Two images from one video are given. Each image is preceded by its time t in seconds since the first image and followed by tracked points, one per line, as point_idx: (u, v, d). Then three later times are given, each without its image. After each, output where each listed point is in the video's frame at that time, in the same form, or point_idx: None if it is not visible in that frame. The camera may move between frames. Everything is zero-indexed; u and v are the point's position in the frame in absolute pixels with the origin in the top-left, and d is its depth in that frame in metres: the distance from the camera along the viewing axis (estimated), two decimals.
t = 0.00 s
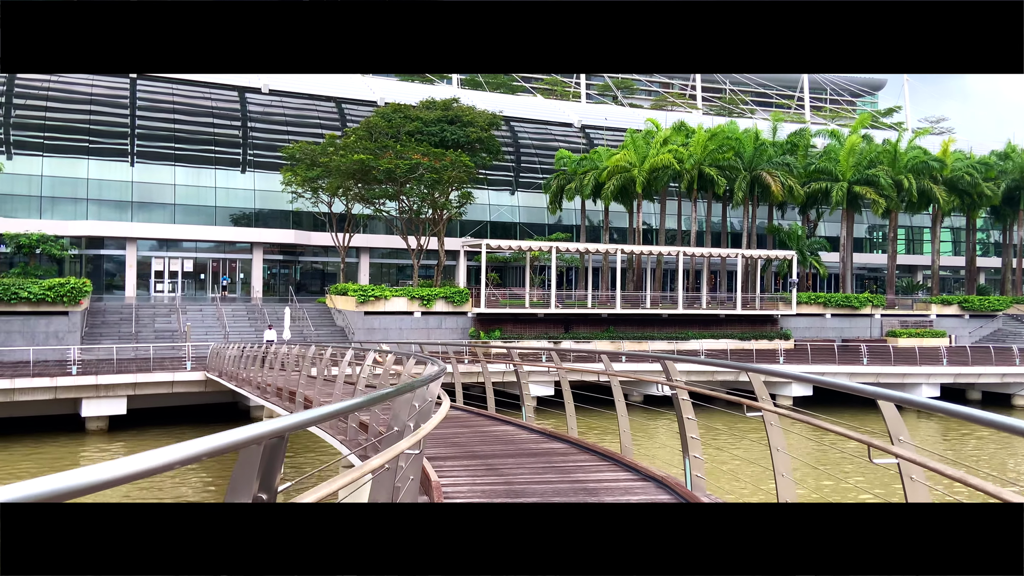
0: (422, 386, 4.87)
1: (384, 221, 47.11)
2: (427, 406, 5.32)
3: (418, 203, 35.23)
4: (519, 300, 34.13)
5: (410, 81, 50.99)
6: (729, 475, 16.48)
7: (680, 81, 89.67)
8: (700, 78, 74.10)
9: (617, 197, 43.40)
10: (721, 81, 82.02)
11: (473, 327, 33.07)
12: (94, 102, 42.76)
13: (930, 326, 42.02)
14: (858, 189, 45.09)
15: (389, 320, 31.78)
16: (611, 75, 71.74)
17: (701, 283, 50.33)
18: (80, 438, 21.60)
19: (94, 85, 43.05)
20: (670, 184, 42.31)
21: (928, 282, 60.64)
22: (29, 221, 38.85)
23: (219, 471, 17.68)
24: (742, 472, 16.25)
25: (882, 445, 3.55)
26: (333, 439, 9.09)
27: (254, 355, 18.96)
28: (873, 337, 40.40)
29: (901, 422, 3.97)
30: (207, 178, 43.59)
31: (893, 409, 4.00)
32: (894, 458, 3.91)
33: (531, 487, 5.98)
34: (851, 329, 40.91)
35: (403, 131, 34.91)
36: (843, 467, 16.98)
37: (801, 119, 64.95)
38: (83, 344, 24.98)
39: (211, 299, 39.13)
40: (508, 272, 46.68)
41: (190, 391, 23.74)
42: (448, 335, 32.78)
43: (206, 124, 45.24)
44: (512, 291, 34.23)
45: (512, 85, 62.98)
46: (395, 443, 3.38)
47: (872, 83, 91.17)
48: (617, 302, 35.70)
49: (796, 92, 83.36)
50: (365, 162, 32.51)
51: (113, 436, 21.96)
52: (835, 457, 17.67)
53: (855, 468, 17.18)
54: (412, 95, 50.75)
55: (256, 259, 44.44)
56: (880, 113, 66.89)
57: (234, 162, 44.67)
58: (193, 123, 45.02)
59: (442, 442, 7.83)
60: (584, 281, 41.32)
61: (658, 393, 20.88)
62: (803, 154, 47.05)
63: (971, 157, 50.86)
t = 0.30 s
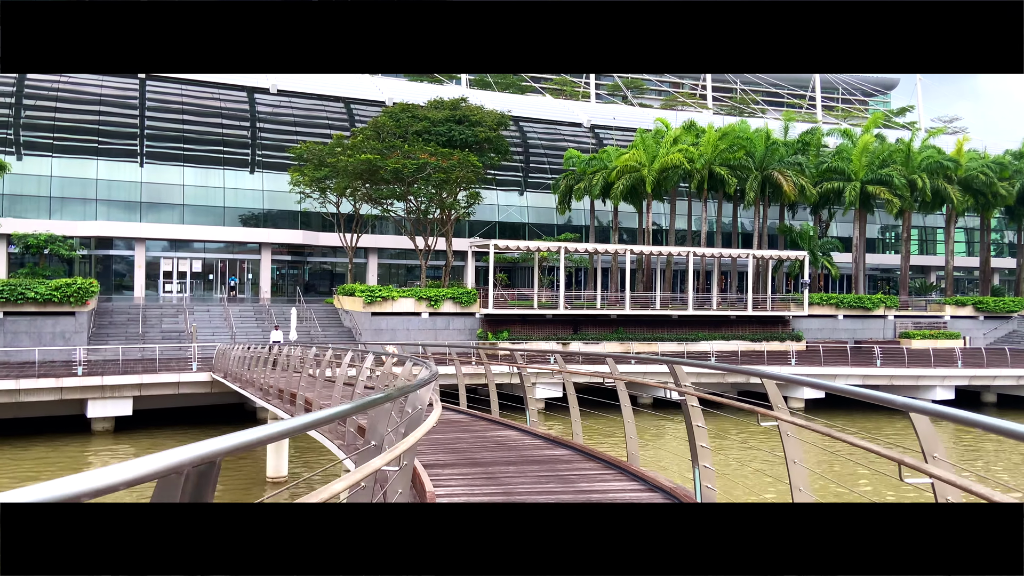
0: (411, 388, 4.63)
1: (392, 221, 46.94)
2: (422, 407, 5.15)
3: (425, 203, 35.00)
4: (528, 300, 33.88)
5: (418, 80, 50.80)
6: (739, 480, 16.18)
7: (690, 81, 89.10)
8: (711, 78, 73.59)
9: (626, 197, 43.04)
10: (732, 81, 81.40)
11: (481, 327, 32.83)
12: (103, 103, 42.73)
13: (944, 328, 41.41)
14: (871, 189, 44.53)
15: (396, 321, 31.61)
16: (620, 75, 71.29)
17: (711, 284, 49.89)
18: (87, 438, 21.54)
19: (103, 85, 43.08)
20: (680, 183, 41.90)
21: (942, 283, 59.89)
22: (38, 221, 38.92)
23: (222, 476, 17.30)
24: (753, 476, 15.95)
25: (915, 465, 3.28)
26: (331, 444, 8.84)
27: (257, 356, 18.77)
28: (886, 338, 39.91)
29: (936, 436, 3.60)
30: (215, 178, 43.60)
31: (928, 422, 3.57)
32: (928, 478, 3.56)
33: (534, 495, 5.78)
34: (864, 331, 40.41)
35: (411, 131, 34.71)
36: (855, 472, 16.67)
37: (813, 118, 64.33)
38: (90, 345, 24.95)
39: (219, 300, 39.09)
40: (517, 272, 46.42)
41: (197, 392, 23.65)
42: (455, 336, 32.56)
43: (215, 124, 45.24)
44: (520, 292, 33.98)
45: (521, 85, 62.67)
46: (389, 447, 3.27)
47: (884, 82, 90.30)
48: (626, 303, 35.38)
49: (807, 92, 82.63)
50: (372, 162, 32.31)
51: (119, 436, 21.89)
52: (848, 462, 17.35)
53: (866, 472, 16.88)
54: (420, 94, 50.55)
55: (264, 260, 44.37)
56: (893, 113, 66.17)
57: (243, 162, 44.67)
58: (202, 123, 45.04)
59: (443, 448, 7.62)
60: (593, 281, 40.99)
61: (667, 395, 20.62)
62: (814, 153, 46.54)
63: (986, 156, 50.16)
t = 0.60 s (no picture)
0: (405, 389, 4.43)
1: (402, 221, 46.77)
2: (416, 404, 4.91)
3: (435, 202, 34.80)
4: (539, 301, 33.62)
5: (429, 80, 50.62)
6: (753, 484, 15.85)
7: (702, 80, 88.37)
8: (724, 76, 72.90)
9: (639, 196, 42.64)
10: (745, 80, 80.65)
11: (491, 327, 32.61)
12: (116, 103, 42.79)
13: (961, 328, 40.73)
14: (887, 188, 43.89)
15: (406, 321, 31.44)
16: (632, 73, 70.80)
17: (723, 284, 49.41)
18: (96, 438, 21.48)
19: (115, 85, 43.19)
20: (693, 182, 41.44)
21: (958, 283, 59.07)
22: (51, 221, 39.05)
23: (228, 476, 17.10)
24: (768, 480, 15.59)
25: (961, 481, 3.13)
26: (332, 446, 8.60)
27: (264, 356, 18.65)
28: (903, 339, 39.33)
29: (984, 449, 3.38)
30: (226, 178, 43.64)
31: (974, 431, 3.39)
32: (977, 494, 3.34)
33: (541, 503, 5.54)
34: (880, 331, 39.84)
35: (421, 130, 34.52)
36: (868, 477, 16.33)
37: (828, 116, 63.56)
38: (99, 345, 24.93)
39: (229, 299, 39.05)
40: (527, 272, 46.14)
41: (206, 393, 23.53)
42: (465, 336, 32.33)
43: (226, 125, 45.26)
44: (531, 292, 33.72)
45: (532, 84, 62.32)
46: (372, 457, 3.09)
47: (900, 80, 89.19)
48: (638, 303, 35.00)
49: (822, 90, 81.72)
50: (382, 161, 32.10)
51: (128, 436, 21.83)
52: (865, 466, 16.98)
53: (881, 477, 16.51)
54: (431, 94, 50.36)
55: (275, 259, 44.36)
56: (909, 111, 65.35)
57: (254, 162, 44.71)
58: (214, 124, 45.09)
59: (447, 452, 7.37)
60: (605, 281, 40.64)
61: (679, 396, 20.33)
62: (829, 151, 45.97)
63: (1005, 154, 49.34)
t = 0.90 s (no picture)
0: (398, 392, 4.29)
1: (413, 222, 46.70)
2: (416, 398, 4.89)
3: (446, 202, 34.68)
4: (549, 301, 33.41)
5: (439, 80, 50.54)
6: (766, 490, 15.52)
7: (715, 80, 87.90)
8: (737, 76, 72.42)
9: (650, 196, 42.38)
10: (758, 79, 80.09)
11: (501, 328, 32.45)
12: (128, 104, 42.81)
13: (978, 330, 40.15)
14: (903, 187, 43.36)
15: (416, 321, 31.29)
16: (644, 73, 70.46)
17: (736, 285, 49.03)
18: (105, 439, 21.44)
19: (127, 86, 43.34)
20: (705, 182, 41.12)
21: (974, 284, 58.31)
22: (63, 221, 39.21)
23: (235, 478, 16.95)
24: (781, 486, 15.27)
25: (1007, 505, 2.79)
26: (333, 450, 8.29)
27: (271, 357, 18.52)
28: (919, 340, 38.83)
29: None
30: (238, 179, 43.72)
31: None
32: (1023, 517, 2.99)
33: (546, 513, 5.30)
34: (896, 332, 39.35)
35: (432, 130, 34.37)
36: (880, 483, 16.04)
37: (842, 116, 62.99)
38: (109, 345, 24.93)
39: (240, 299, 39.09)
40: (538, 273, 45.99)
41: (214, 394, 23.45)
42: (475, 337, 32.18)
43: (237, 125, 45.31)
44: (542, 292, 33.51)
45: (543, 84, 62.11)
46: (346, 478, 2.68)
47: (915, 80, 88.25)
48: (650, 303, 34.68)
49: (835, 89, 80.99)
50: (392, 161, 32.01)
51: (137, 437, 21.78)
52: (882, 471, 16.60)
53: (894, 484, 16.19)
54: (441, 93, 50.26)
55: (286, 260, 44.38)
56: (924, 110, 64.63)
57: (265, 163, 44.77)
58: (225, 124, 45.13)
59: (451, 458, 7.15)
60: (616, 282, 40.38)
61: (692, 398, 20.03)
62: (843, 151, 45.48)
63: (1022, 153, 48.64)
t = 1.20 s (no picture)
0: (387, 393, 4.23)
1: (423, 221, 46.56)
2: (402, 399, 4.91)
3: (454, 201, 34.48)
4: (559, 301, 33.11)
5: (448, 79, 50.30)
6: (780, 493, 15.15)
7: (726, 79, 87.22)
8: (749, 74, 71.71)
9: (661, 195, 41.96)
10: (770, 78, 79.36)
11: (511, 328, 32.19)
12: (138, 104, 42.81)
13: (995, 330, 39.47)
14: (918, 186, 42.73)
15: (424, 322, 31.06)
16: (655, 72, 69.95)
17: (748, 285, 48.50)
18: (112, 439, 21.32)
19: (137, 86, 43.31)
20: (717, 181, 40.66)
21: (990, 284, 57.49)
22: (72, 221, 39.27)
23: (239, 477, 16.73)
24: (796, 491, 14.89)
25: None
26: (330, 452, 7.92)
27: (274, 357, 18.29)
28: (935, 341, 38.17)
29: None
30: (247, 179, 43.71)
31: None
32: None
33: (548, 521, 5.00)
34: (911, 333, 38.72)
35: (440, 129, 34.12)
36: (894, 488, 15.64)
37: (855, 114, 62.27)
38: (117, 345, 24.85)
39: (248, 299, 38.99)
40: (548, 273, 45.69)
41: (221, 394, 23.27)
42: (484, 337, 31.95)
43: (247, 125, 45.22)
44: (552, 293, 33.23)
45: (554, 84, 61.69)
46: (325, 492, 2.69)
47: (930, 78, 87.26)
48: (661, 304, 34.25)
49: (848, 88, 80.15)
50: (400, 159, 31.79)
51: (145, 437, 21.64)
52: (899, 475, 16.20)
53: (908, 490, 15.80)
54: (450, 92, 50.00)
55: (295, 260, 44.31)
56: (939, 108, 63.78)
57: (275, 163, 44.74)
58: (234, 124, 45.04)
59: (451, 462, 6.86)
60: (627, 282, 39.99)
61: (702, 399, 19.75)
62: (857, 149, 44.87)
63: None
